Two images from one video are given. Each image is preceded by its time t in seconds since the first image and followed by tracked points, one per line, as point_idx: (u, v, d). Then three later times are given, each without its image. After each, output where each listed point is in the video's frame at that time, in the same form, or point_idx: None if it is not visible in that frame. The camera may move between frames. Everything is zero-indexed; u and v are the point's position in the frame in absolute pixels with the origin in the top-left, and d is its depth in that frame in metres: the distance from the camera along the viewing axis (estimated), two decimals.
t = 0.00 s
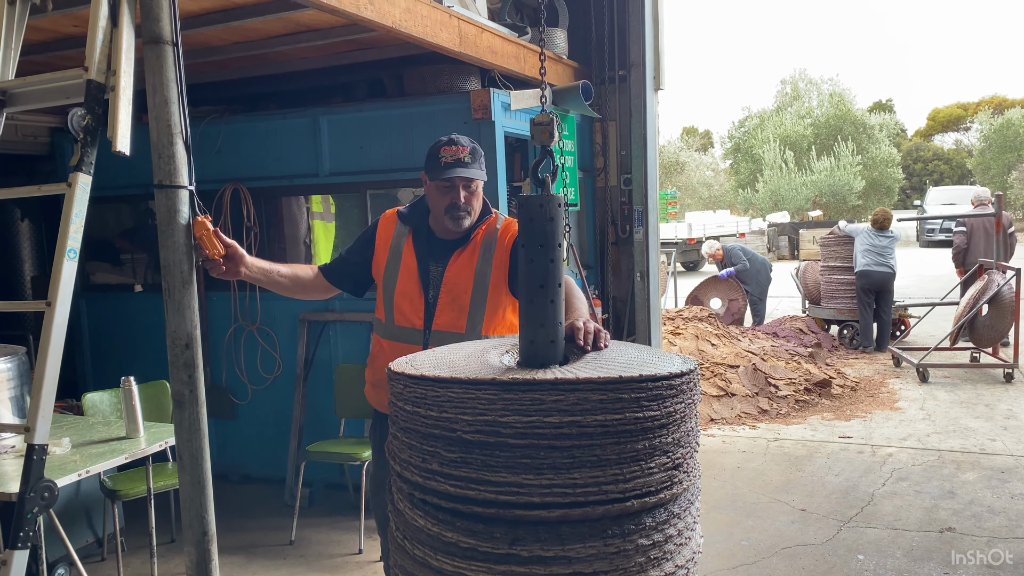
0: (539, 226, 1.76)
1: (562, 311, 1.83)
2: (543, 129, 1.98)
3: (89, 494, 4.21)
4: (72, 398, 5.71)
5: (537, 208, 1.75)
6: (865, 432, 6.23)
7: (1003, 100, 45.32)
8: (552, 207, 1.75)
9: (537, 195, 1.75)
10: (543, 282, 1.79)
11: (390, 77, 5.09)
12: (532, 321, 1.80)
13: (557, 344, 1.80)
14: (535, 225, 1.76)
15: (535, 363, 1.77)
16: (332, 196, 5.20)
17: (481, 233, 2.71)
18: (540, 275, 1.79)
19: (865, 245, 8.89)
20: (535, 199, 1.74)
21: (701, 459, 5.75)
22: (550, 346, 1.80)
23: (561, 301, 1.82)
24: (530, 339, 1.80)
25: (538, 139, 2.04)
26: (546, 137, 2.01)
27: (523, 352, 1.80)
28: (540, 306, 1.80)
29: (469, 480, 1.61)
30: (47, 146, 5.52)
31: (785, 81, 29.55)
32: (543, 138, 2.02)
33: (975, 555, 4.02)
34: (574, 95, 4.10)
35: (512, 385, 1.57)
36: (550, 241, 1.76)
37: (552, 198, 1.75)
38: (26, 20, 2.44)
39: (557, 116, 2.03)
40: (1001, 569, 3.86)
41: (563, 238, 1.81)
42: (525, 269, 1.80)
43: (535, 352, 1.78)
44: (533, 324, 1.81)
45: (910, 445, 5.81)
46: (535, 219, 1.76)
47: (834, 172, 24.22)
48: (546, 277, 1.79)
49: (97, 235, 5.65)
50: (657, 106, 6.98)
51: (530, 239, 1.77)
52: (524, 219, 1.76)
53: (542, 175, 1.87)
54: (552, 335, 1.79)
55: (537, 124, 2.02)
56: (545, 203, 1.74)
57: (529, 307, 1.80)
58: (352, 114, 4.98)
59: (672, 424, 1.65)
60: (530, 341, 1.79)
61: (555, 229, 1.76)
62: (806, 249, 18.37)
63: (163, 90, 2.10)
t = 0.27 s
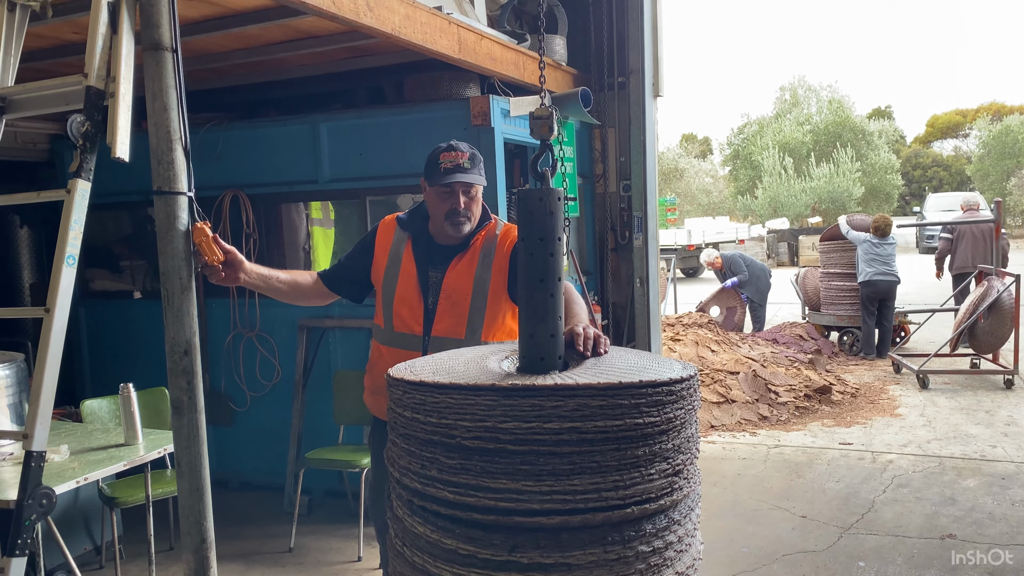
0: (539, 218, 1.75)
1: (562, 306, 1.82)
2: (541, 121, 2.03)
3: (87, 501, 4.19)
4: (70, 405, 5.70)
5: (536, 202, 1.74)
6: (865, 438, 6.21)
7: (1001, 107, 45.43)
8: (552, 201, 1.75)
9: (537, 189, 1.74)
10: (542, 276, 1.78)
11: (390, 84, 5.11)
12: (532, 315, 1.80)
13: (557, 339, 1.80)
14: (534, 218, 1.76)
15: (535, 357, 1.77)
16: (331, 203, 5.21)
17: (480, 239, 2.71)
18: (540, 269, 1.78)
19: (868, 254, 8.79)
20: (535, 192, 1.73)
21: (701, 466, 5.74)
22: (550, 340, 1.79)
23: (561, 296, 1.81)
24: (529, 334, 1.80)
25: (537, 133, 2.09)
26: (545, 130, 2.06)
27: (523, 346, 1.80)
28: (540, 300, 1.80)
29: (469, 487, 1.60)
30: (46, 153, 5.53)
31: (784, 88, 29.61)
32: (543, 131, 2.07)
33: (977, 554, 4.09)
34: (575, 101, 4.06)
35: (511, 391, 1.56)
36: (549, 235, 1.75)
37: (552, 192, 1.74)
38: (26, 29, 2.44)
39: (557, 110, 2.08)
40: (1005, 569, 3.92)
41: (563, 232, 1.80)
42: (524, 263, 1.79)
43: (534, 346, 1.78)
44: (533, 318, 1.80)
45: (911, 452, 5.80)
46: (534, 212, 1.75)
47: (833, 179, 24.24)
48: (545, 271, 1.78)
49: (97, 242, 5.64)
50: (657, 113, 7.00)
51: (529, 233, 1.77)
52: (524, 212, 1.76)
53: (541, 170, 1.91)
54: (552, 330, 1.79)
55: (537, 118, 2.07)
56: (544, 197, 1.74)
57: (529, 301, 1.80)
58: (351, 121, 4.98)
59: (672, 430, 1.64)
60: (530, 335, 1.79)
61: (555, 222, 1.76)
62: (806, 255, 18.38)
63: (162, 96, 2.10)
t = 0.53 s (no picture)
0: (537, 208, 1.74)
1: (561, 297, 1.81)
2: (540, 111, 2.02)
3: (86, 503, 4.19)
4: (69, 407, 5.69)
5: (535, 191, 1.73)
6: (865, 440, 6.21)
7: (1000, 109, 45.45)
8: (550, 190, 1.74)
9: (536, 179, 1.73)
10: (542, 267, 1.77)
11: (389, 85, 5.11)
12: (532, 306, 1.79)
13: (556, 329, 1.80)
14: (533, 209, 1.75)
15: (534, 348, 1.78)
16: (330, 204, 5.22)
17: (479, 240, 2.70)
18: (539, 260, 1.77)
19: (867, 256, 8.84)
20: (534, 181, 1.72)
21: (701, 467, 5.73)
22: (549, 331, 1.80)
23: (561, 287, 1.80)
24: (529, 325, 1.80)
25: (535, 122, 2.08)
26: (543, 120, 2.06)
27: (523, 337, 1.81)
28: (539, 291, 1.78)
29: (469, 488, 1.60)
30: (45, 155, 5.52)
31: (783, 89, 29.63)
32: (541, 122, 2.06)
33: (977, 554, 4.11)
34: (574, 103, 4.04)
35: (511, 392, 1.56)
36: (549, 226, 1.74)
37: (551, 182, 1.73)
38: (25, 30, 2.44)
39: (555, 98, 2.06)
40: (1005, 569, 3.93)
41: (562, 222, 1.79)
42: (524, 254, 1.78)
43: (534, 337, 1.79)
44: (532, 309, 1.80)
45: (910, 453, 5.80)
46: (532, 203, 1.74)
47: (833, 180, 24.24)
48: (545, 262, 1.77)
49: (96, 244, 5.64)
50: (656, 114, 7.00)
51: (528, 223, 1.75)
52: (523, 202, 1.74)
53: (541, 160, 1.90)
54: (552, 320, 1.80)
55: (535, 108, 2.05)
56: (543, 186, 1.73)
57: (528, 292, 1.79)
58: (351, 123, 4.98)
59: (672, 431, 1.64)
60: (529, 325, 1.80)
61: (554, 213, 1.74)
62: (805, 257, 18.40)
63: (160, 97, 2.10)
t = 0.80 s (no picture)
0: (537, 198, 1.73)
1: (561, 286, 1.80)
2: (539, 98, 2.04)
3: (85, 505, 4.18)
4: (68, 409, 5.68)
5: (535, 180, 1.72)
6: (864, 441, 6.21)
7: (1000, 110, 45.46)
8: (550, 179, 1.73)
9: (535, 167, 1.72)
10: (541, 257, 1.76)
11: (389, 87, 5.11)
12: (531, 296, 1.78)
13: (555, 318, 1.80)
14: (533, 198, 1.74)
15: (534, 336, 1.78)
16: (329, 206, 5.20)
17: (479, 242, 2.70)
18: (538, 249, 1.76)
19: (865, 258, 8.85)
20: (533, 169, 1.72)
21: (701, 468, 5.73)
22: (549, 320, 1.80)
23: (560, 276, 1.79)
24: (529, 314, 1.80)
25: (534, 111, 2.10)
26: (543, 108, 2.08)
27: (523, 326, 1.80)
28: (538, 281, 1.77)
29: (468, 489, 1.59)
30: (44, 156, 5.52)
31: (782, 91, 29.64)
32: (540, 110, 2.08)
33: (977, 554, 4.11)
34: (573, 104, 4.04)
35: (511, 394, 1.55)
36: (548, 215, 1.73)
37: (550, 170, 1.71)
38: (23, 32, 2.43)
39: (555, 87, 2.09)
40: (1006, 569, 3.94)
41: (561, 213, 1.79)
42: (523, 243, 1.77)
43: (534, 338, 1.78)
44: (532, 298, 1.79)
45: (910, 454, 5.79)
46: (532, 192, 1.74)
47: (832, 181, 24.24)
48: (544, 251, 1.76)
49: (95, 245, 5.63)
50: (655, 116, 7.01)
51: (528, 212, 1.75)
52: (523, 191, 1.73)
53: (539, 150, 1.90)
54: (551, 309, 1.79)
55: (535, 96, 2.08)
56: (542, 175, 1.72)
57: (528, 281, 1.78)
58: (350, 124, 4.98)
59: (672, 432, 1.63)
60: (529, 315, 1.80)
61: (554, 202, 1.74)
62: (805, 258, 18.41)
63: (160, 98, 2.10)
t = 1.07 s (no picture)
0: (537, 187, 1.71)
1: (561, 276, 1.79)
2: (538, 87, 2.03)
3: (84, 506, 4.17)
4: (67, 409, 5.68)
5: (535, 170, 1.70)
6: (864, 442, 6.20)
7: (999, 111, 45.45)
8: (550, 169, 1.71)
9: (535, 157, 1.71)
10: (541, 247, 1.75)
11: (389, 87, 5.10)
12: (531, 286, 1.77)
13: (555, 308, 1.79)
14: (533, 187, 1.72)
15: (534, 327, 1.77)
16: (329, 206, 5.18)
17: (477, 243, 2.69)
18: (537, 240, 1.75)
19: (863, 258, 8.84)
20: (533, 159, 1.70)
21: (701, 469, 5.73)
22: (549, 311, 1.78)
23: (560, 266, 1.78)
24: (528, 309, 1.79)
25: (534, 100, 2.07)
26: (542, 97, 2.06)
27: (523, 317, 1.79)
28: (537, 271, 1.76)
29: (468, 490, 1.59)
30: (43, 157, 5.51)
31: (782, 91, 29.64)
32: (540, 99, 2.06)
33: (977, 554, 4.11)
34: (573, 104, 4.04)
35: (510, 395, 1.55)
36: (548, 205, 1.72)
37: (550, 160, 1.70)
38: (21, 31, 2.42)
39: (554, 77, 2.07)
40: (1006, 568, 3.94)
41: (562, 203, 1.77)
42: (523, 234, 1.75)
43: (534, 338, 1.77)
44: (531, 289, 1.77)
45: (910, 455, 5.79)
46: (532, 181, 1.72)
47: (832, 182, 24.23)
48: (544, 241, 1.74)
49: (94, 246, 5.62)
50: (655, 116, 7.00)
51: (527, 202, 1.73)
52: (522, 180, 1.71)
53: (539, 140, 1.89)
54: (551, 300, 1.78)
55: (534, 84, 2.06)
56: (543, 165, 1.70)
57: (528, 272, 1.76)
58: (350, 124, 4.97)
59: (672, 433, 1.63)
60: (529, 306, 1.79)
61: (554, 191, 1.72)
62: (804, 258, 18.41)
63: (159, 99, 2.09)
